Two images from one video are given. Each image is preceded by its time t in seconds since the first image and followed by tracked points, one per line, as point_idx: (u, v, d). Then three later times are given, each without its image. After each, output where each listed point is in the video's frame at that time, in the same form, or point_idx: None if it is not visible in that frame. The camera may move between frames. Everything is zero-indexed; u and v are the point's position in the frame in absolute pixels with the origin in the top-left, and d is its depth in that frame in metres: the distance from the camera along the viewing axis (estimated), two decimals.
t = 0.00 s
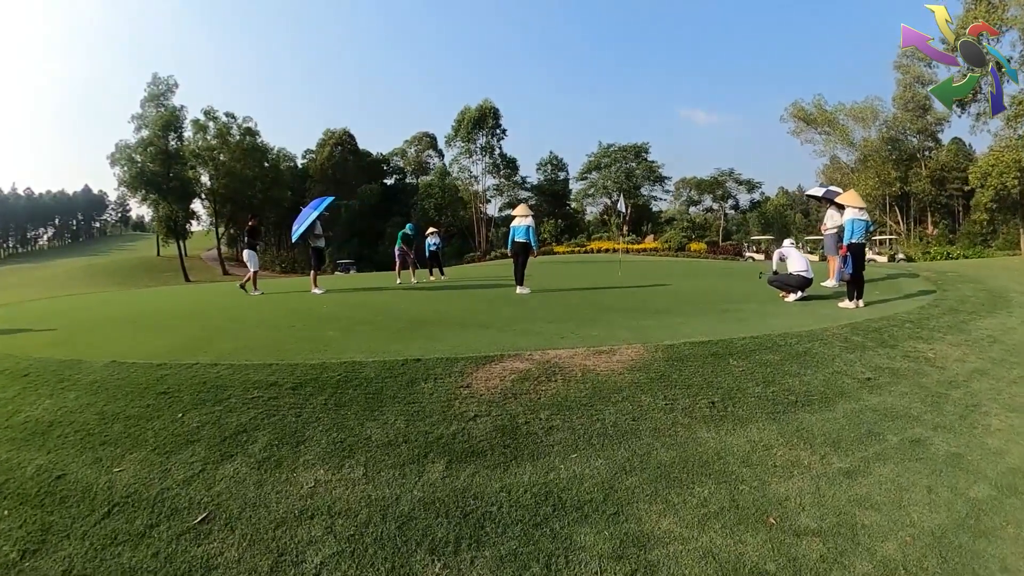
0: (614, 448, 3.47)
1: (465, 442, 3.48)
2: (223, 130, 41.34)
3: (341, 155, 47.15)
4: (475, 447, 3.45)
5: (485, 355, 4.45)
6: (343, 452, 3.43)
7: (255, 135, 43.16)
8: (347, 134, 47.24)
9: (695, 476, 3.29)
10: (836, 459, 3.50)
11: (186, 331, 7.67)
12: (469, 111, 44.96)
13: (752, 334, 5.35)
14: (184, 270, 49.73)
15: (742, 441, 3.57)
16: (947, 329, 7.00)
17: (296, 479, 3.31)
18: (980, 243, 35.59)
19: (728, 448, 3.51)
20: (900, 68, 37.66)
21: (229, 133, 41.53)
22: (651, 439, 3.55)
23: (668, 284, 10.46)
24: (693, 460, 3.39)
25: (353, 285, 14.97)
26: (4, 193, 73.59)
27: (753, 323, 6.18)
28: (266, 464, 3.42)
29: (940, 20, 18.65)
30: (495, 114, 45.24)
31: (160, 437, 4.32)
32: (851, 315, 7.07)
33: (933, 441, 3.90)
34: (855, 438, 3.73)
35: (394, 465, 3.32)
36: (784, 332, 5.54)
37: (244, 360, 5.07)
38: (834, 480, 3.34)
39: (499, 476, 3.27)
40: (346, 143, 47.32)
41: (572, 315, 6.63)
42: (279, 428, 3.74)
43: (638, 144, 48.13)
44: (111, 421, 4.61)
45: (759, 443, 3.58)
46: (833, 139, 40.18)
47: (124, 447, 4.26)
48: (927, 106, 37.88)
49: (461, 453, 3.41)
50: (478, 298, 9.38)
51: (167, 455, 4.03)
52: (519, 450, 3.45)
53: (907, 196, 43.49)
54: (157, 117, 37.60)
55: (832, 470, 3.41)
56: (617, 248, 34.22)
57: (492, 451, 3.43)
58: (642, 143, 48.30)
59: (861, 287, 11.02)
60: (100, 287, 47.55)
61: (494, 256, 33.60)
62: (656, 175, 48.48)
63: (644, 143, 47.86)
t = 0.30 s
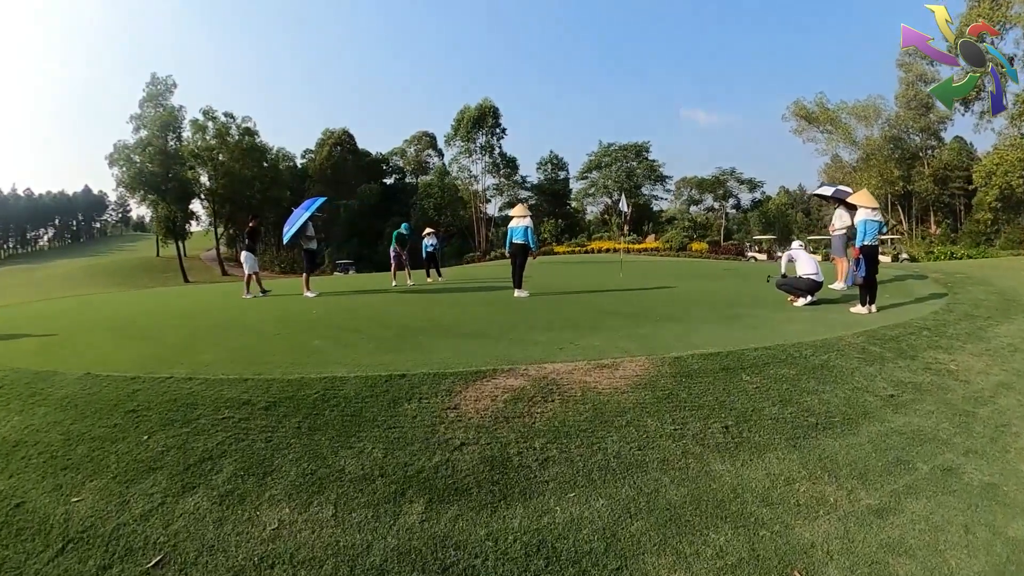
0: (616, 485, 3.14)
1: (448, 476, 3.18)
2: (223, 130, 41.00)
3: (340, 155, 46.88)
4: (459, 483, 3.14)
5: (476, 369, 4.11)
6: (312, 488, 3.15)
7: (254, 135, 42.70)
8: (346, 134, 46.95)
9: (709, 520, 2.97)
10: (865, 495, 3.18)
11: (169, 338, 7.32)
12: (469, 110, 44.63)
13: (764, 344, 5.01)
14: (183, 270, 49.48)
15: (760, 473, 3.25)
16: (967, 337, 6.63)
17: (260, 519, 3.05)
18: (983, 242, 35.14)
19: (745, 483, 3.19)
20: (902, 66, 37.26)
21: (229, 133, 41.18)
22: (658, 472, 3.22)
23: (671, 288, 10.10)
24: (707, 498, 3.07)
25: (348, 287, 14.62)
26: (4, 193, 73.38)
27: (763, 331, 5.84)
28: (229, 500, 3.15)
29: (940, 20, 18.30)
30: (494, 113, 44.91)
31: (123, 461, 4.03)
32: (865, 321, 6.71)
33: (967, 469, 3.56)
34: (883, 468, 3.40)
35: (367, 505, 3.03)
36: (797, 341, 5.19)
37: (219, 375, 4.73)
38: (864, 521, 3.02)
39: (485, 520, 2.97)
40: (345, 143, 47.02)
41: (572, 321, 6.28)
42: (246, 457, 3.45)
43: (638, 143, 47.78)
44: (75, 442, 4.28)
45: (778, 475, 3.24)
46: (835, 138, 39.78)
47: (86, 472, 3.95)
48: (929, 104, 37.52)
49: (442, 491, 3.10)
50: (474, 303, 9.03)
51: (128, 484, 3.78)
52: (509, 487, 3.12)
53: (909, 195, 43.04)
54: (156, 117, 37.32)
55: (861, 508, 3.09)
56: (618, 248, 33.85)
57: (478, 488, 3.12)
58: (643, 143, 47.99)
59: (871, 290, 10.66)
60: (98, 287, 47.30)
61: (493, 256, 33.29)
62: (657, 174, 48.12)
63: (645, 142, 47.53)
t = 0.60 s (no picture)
0: (612, 523, 2.93)
1: (429, 514, 2.97)
2: (222, 131, 40.76)
3: (340, 155, 46.70)
4: (441, 521, 2.94)
5: (466, 386, 3.87)
6: (282, 525, 2.98)
7: (254, 135, 42.46)
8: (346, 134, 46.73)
9: (715, 567, 2.75)
10: (885, 534, 2.97)
11: (155, 347, 7.08)
12: (469, 110, 44.40)
13: (773, 357, 4.80)
14: (183, 271, 49.34)
15: (771, 509, 3.04)
16: (981, 349, 6.38)
17: (227, 558, 2.91)
18: (986, 243, 34.85)
19: (755, 520, 2.98)
20: (904, 66, 36.96)
21: (228, 133, 40.93)
22: (662, 510, 3.00)
23: (673, 292, 9.86)
24: (713, 541, 2.86)
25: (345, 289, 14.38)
26: (5, 194, 73.27)
27: (771, 341, 5.61)
28: (197, 538, 2.99)
29: (940, 20, 17.98)
30: (494, 113, 44.69)
31: (94, 486, 3.85)
32: (874, 332, 6.50)
33: (991, 502, 3.34)
34: (903, 502, 3.19)
35: (341, 546, 2.85)
36: (807, 354, 4.98)
37: (198, 392, 4.50)
38: (884, 564, 2.81)
39: (467, 565, 2.77)
40: (345, 144, 46.85)
41: (572, 330, 6.06)
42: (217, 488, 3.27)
43: (639, 143, 47.60)
44: (46, 463, 4.09)
45: (791, 512, 3.04)
46: (836, 138, 39.48)
47: (56, 496, 3.80)
48: (932, 104, 37.22)
49: (422, 530, 2.90)
50: (470, 308, 8.80)
51: (97, 512, 3.65)
52: (496, 528, 2.92)
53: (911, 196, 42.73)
54: (155, 118, 37.00)
55: (880, 550, 2.88)
56: (618, 249, 33.60)
57: (462, 527, 2.92)
58: (644, 143, 47.79)
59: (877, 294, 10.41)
60: (98, 288, 47.15)
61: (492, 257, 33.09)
62: (658, 175, 47.86)
63: (646, 142, 47.28)
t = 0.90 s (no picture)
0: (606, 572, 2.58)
1: (396, 559, 2.62)
2: (221, 130, 40.37)
3: (339, 155, 46.33)
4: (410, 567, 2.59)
5: (450, 399, 3.51)
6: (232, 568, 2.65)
7: (252, 134, 42.08)
8: (346, 133, 46.36)
9: None
10: None
11: (134, 351, 6.73)
12: (469, 109, 44.05)
13: (788, 364, 4.47)
14: (181, 271, 49.03)
15: (792, 551, 2.71)
16: (1006, 355, 6.01)
17: None
18: (990, 243, 34.46)
19: (773, 566, 2.65)
20: (907, 64, 36.51)
21: (227, 132, 40.54)
22: (665, 554, 2.65)
23: (676, 293, 9.50)
24: None
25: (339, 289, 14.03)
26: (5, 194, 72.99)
27: (786, 345, 5.24)
28: None
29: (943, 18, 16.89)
30: (494, 112, 44.32)
31: (44, 507, 3.50)
32: (891, 337, 6.13)
33: None
34: (941, 540, 2.88)
35: None
36: (824, 361, 4.65)
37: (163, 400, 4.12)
38: None
39: None
40: (345, 143, 46.46)
41: (572, 333, 5.70)
42: (165, 519, 2.92)
43: (640, 142, 47.32)
44: None
45: (817, 555, 2.71)
46: (839, 137, 39.06)
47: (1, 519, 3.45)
48: (936, 102, 36.77)
49: None
50: (465, 310, 8.43)
51: (42, 539, 3.30)
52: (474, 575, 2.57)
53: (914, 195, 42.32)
54: (153, 117, 36.59)
55: None
56: (619, 249, 33.24)
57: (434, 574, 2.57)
58: (645, 142, 47.50)
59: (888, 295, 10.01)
60: (96, 288, 46.84)
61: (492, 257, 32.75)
62: (659, 174, 47.50)
63: (647, 142, 46.97)
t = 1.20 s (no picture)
0: None
1: None
2: (220, 130, 40.07)
3: (339, 155, 45.96)
4: None
5: (428, 423, 3.22)
6: None
7: (251, 134, 41.74)
8: (346, 133, 46.04)
9: None
10: None
11: (110, 363, 6.39)
12: (469, 109, 43.70)
13: (805, 380, 4.23)
14: (180, 271, 48.72)
15: None
16: None
17: None
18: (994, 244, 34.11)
19: None
20: (911, 64, 36.12)
21: (226, 132, 40.21)
22: None
23: (679, 297, 9.17)
24: None
25: (333, 292, 13.70)
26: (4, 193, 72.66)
27: (795, 357, 4.95)
28: None
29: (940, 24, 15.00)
30: (495, 112, 43.99)
31: None
32: (908, 347, 5.80)
33: None
34: None
35: None
36: (839, 376, 4.39)
37: (125, 419, 3.77)
38: None
39: None
40: (344, 143, 46.10)
41: (569, 343, 5.40)
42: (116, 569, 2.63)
43: (641, 142, 46.99)
44: None
45: None
46: (842, 137, 38.67)
47: None
48: (940, 102, 36.40)
49: None
50: (460, 315, 8.11)
51: None
52: None
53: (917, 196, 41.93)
54: (151, 117, 36.39)
55: None
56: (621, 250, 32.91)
57: None
58: (647, 142, 47.18)
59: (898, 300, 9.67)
60: (94, 288, 46.53)
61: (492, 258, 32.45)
62: (660, 174, 47.19)
63: (648, 141, 46.64)
